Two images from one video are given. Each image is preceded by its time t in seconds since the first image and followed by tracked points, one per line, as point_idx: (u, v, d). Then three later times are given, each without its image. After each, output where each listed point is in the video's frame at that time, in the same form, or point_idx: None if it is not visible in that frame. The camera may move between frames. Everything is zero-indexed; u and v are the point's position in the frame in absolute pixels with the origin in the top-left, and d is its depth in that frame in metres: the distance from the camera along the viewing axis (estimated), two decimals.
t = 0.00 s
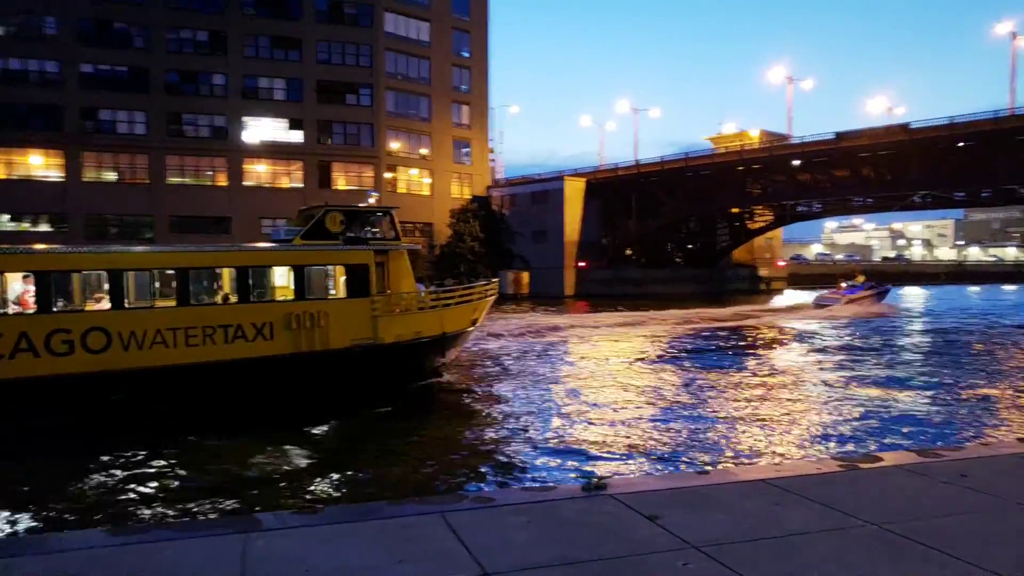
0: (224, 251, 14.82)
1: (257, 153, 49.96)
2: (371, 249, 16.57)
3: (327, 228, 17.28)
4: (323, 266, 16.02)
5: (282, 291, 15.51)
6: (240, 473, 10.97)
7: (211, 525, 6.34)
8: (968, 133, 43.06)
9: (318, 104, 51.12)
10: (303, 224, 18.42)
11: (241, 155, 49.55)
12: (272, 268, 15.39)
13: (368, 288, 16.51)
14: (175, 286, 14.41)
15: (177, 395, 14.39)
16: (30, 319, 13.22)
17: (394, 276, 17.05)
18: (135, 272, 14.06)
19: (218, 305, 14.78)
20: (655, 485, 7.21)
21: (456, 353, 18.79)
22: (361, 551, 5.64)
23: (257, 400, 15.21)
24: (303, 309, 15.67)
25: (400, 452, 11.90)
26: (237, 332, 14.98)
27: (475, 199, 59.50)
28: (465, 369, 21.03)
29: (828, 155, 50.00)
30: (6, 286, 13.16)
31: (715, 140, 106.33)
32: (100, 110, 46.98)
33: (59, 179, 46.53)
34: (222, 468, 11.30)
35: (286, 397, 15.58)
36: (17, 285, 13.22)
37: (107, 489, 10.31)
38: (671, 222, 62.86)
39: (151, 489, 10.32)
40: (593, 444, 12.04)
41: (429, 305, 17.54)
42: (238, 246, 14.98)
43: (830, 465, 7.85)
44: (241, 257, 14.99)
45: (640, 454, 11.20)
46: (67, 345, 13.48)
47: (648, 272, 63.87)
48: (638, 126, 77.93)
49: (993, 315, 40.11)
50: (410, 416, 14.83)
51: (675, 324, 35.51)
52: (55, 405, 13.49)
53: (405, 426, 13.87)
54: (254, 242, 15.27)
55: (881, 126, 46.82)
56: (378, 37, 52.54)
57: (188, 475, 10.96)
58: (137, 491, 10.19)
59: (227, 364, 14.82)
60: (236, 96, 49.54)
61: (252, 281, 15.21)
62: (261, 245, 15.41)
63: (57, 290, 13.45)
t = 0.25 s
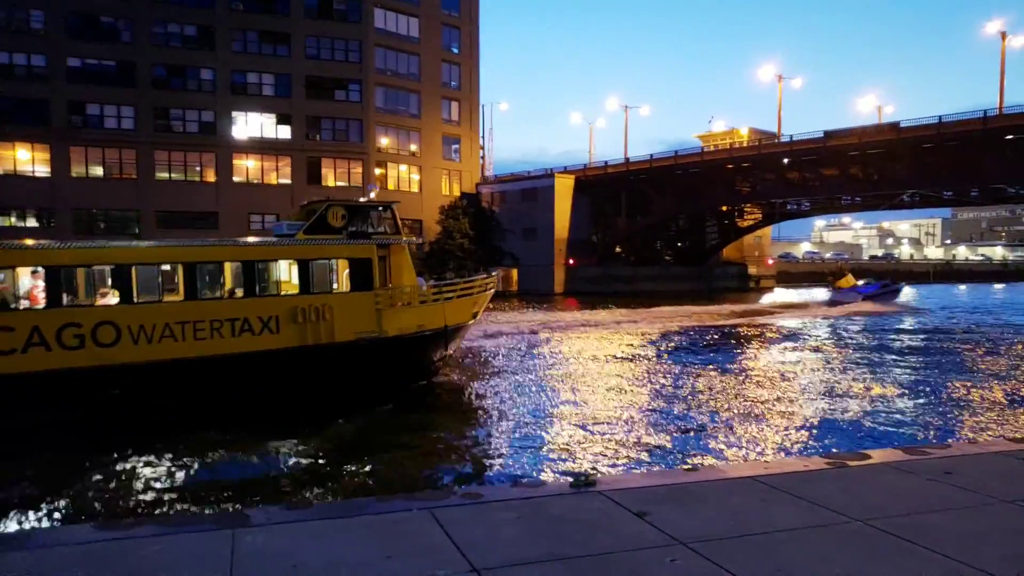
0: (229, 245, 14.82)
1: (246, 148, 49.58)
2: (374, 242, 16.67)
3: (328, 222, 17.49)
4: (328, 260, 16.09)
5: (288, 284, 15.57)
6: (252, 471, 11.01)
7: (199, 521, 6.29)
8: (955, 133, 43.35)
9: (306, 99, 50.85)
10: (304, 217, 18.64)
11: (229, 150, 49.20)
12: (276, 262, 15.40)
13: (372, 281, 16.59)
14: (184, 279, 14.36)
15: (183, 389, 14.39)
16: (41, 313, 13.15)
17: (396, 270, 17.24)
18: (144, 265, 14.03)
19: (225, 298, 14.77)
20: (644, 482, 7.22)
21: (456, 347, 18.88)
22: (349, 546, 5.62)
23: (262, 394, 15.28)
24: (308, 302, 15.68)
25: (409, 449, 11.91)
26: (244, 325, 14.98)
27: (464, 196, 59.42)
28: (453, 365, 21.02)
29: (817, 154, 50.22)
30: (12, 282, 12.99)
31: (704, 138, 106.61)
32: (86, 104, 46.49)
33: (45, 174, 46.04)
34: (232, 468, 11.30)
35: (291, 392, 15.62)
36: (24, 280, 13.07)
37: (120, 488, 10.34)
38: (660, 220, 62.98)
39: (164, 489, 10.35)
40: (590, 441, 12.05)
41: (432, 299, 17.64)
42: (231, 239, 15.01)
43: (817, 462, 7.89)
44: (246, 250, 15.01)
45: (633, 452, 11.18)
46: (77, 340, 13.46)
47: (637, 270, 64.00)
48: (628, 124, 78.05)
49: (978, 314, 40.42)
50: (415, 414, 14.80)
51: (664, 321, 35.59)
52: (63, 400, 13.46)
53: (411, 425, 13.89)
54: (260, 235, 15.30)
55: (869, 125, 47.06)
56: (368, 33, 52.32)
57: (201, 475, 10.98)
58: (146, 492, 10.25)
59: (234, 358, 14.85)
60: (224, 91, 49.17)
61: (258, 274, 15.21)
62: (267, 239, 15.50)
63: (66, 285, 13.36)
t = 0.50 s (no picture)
0: (239, 223, 15.25)
1: (239, 126, 49.22)
2: (383, 221, 17.05)
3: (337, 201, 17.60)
4: (338, 238, 16.47)
5: (301, 261, 16.04)
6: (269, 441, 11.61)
7: (188, 498, 6.32)
8: (950, 125, 43.41)
9: (301, 77, 50.44)
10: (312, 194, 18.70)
11: (222, 127, 48.80)
12: (286, 240, 15.79)
13: (380, 260, 17.00)
14: (194, 257, 14.81)
15: (193, 363, 14.90)
16: (55, 288, 13.67)
17: (405, 246, 17.52)
18: (156, 243, 14.45)
19: (236, 275, 15.25)
20: (635, 466, 7.28)
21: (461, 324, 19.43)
22: (339, 526, 5.67)
23: (273, 369, 15.79)
24: (319, 280, 16.17)
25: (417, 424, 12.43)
26: (255, 302, 15.47)
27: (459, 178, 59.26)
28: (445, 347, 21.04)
29: (812, 143, 50.25)
30: (23, 257, 13.51)
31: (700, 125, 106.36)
32: (77, 77, 46.00)
33: (34, 147, 45.60)
34: (246, 441, 11.79)
35: (301, 369, 16.14)
36: (36, 256, 13.56)
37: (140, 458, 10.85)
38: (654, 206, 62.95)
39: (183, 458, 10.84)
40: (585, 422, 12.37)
41: (439, 278, 18.15)
42: (227, 218, 15.18)
43: (805, 450, 7.96)
44: (256, 228, 15.40)
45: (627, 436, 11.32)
46: (91, 314, 13.96)
47: (630, 256, 64.09)
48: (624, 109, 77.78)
49: (967, 305, 40.70)
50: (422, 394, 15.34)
51: (656, 307, 35.71)
52: (78, 373, 14.00)
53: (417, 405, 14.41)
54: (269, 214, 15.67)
55: (865, 115, 47.08)
56: (364, 11, 51.83)
57: (218, 446, 11.52)
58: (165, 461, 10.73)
59: (246, 334, 15.36)
60: (217, 66, 48.70)
61: (269, 252, 15.64)
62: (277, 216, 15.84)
63: (78, 260, 13.86)
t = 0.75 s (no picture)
0: (243, 215, 15.33)
1: (230, 118, 48.89)
2: (386, 214, 17.39)
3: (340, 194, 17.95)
4: (340, 232, 16.71)
5: (305, 254, 16.20)
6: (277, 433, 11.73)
7: (177, 493, 6.29)
8: (940, 121, 43.66)
9: (293, 70, 50.20)
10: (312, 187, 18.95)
11: (213, 119, 48.47)
12: (292, 232, 16.00)
13: (383, 253, 17.31)
14: (199, 249, 14.87)
15: (198, 355, 14.92)
16: (62, 281, 13.62)
17: (406, 239, 17.86)
18: (162, 236, 14.49)
19: (240, 267, 15.34)
20: (626, 459, 7.32)
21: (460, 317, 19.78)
22: (330, 520, 5.68)
23: (277, 361, 15.92)
24: (323, 272, 16.37)
25: (419, 415, 12.70)
26: (259, 294, 15.57)
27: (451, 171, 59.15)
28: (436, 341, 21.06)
29: (803, 138, 50.44)
30: (27, 251, 13.39)
31: (691, 119, 106.54)
32: (66, 68, 45.65)
33: (22, 138, 45.20)
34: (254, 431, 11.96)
35: (301, 360, 16.23)
36: (41, 249, 13.48)
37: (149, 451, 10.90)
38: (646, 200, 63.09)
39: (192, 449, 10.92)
40: (578, 413, 12.51)
41: (440, 271, 18.62)
42: (218, 210, 15.12)
43: (795, 443, 8.01)
44: (260, 221, 15.53)
45: (619, 429, 11.37)
46: (98, 307, 13.94)
47: (622, 250, 64.20)
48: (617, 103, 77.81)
49: (956, 300, 41.00)
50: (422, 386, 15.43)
51: (647, 301, 35.83)
52: (83, 366, 13.92)
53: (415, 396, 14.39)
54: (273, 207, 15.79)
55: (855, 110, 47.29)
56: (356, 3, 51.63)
57: (226, 437, 11.65)
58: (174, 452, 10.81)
59: (251, 326, 15.44)
60: (208, 58, 48.39)
61: (273, 245, 15.77)
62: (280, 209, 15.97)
63: (85, 253, 13.81)
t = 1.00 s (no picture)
0: (248, 210, 15.39)
1: (220, 111, 48.51)
2: (389, 209, 17.52)
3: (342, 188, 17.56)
4: (343, 226, 16.83)
5: (308, 248, 16.29)
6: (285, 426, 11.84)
7: (163, 487, 6.26)
8: (928, 118, 43.94)
9: (284, 63, 49.91)
10: (317, 182, 18.71)
11: (202, 111, 48.12)
12: (297, 226, 16.10)
13: (386, 246, 17.44)
14: (205, 243, 14.91)
15: (204, 348, 14.99)
16: (71, 274, 13.64)
17: (405, 234, 17.96)
18: (166, 229, 14.50)
19: (246, 261, 15.40)
20: (614, 454, 7.34)
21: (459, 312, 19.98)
22: (319, 515, 5.67)
23: (282, 354, 15.99)
24: (326, 266, 16.46)
25: (424, 408, 12.84)
26: (264, 287, 15.65)
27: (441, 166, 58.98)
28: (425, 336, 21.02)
29: (792, 134, 50.66)
30: (34, 244, 13.38)
31: (682, 115, 106.76)
32: (54, 59, 45.29)
33: (10, 130, 44.79)
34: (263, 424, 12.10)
35: (308, 351, 16.35)
36: (50, 243, 13.47)
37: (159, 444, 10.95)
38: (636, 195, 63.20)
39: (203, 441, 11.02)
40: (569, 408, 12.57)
41: (441, 265, 18.71)
42: (205, 205, 14.98)
43: (785, 438, 8.05)
44: (265, 215, 15.60)
45: (610, 422, 11.49)
46: (105, 300, 13.99)
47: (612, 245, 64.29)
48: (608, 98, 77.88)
49: (943, 296, 41.26)
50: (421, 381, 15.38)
51: (637, 296, 35.91)
52: (90, 358, 13.96)
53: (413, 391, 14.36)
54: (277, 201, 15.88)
55: (845, 106, 47.53)
56: None
57: (235, 430, 11.77)
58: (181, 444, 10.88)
59: (257, 319, 15.54)
60: (198, 50, 48.05)
61: (278, 239, 15.85)
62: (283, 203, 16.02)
63: (93, 247, 13.82)
